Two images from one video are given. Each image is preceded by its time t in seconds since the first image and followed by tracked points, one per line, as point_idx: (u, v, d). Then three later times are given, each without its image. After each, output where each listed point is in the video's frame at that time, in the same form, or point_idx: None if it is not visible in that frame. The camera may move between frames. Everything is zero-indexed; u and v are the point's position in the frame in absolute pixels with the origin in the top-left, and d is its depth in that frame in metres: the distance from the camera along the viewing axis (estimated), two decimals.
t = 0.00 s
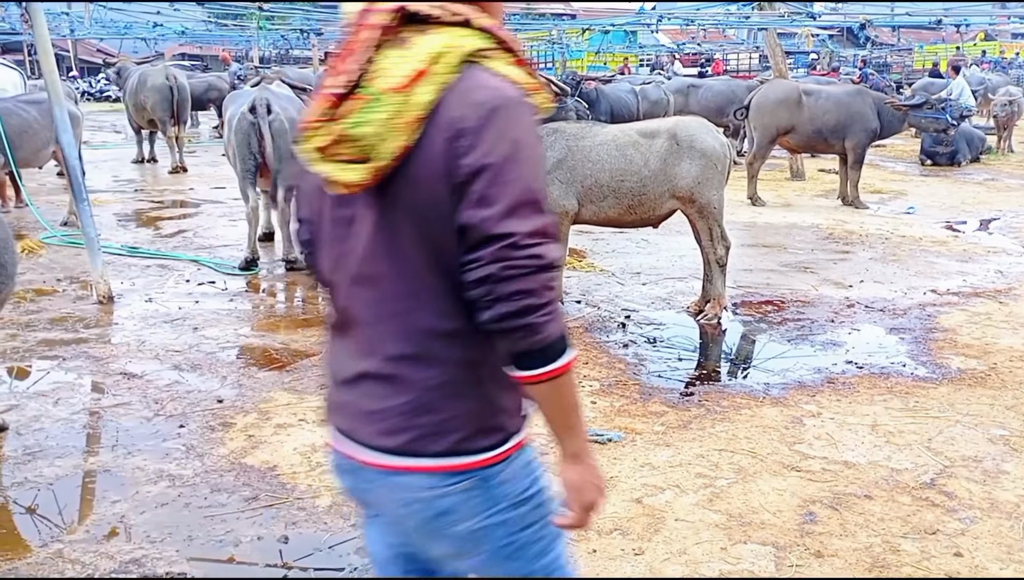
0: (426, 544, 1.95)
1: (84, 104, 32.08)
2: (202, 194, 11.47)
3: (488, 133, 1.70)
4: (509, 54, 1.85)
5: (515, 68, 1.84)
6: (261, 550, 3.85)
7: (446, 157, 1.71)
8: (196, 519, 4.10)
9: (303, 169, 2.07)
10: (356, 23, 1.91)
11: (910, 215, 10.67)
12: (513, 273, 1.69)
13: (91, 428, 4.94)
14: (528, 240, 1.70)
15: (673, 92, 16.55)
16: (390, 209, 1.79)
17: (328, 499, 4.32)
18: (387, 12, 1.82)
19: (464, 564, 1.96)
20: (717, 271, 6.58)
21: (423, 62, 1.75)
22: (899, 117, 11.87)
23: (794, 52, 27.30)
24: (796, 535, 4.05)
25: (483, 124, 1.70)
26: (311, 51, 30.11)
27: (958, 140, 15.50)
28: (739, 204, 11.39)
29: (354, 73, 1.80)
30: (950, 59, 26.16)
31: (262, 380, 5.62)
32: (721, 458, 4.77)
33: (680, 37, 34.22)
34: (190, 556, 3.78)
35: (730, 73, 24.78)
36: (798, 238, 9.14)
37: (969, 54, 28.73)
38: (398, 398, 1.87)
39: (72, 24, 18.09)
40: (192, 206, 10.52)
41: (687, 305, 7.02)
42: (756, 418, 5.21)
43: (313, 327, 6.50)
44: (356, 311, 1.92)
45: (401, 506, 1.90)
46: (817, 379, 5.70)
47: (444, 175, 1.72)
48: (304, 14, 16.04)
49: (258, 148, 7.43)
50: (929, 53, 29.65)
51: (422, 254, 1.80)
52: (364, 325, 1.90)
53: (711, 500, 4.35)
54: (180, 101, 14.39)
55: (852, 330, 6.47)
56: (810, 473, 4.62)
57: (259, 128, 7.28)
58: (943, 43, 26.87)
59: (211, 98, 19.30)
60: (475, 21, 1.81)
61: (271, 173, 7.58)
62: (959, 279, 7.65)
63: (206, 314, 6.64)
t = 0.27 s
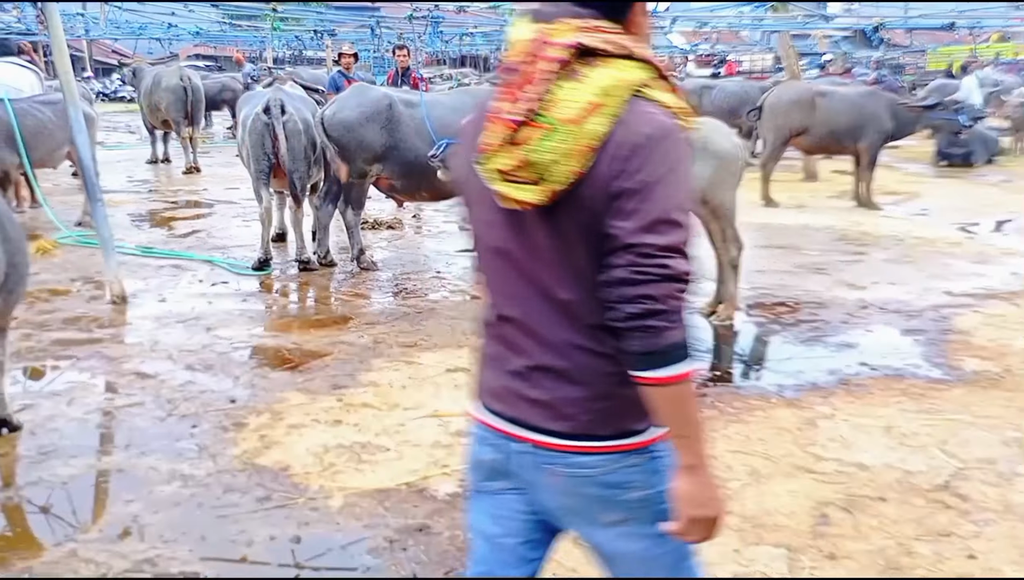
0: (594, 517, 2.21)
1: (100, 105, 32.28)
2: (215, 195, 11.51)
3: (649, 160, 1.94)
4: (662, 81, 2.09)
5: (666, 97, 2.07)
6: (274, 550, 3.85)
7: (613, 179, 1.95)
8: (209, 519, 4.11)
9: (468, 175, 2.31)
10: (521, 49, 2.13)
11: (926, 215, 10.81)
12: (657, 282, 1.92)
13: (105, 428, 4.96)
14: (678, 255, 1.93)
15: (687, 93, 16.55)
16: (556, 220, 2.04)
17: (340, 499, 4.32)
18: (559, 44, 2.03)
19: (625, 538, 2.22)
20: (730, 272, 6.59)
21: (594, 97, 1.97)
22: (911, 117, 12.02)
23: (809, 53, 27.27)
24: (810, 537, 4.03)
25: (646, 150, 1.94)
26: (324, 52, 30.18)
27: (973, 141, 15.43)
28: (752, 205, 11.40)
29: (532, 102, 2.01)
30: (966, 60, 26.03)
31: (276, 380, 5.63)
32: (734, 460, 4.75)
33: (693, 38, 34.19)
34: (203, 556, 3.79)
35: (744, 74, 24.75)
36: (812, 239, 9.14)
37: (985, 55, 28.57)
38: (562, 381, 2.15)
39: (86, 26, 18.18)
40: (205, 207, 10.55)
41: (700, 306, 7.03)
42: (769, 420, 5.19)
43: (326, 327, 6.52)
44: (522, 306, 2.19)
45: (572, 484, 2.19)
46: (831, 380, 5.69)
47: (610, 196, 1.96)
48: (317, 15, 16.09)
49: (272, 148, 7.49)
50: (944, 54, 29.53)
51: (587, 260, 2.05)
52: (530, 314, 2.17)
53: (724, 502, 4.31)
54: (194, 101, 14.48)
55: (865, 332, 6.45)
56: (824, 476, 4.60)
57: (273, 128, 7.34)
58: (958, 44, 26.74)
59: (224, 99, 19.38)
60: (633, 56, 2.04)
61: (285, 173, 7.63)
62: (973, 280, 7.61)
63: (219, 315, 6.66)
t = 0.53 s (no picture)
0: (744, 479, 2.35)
1: (116, 107, 32.53)
2: (228, 195, 11.57)
3: (823, 161, 2.04)
4: (830, 79, 2.16)
5: (837, 98, 2.15)
6: (285, 550, 3.86)
7: (784, 176, 2.05)
8: (221, 518, 4.12)
9: (631, 164, 2.43)
10: (694, 53, 2.23)
11: (940, 216, 10.69)
12: (829, 274, 2.04)
13: (118, 427, 4.99)
14: (847, 248, 2.05)
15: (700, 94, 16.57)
16: (726, 213, 2.15)
17: (352, 499, 4.33)
18: (732, 50, 2.14)
19: (769, 497, 2.36)
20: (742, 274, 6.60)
21: (769, 100, 2.06)
22: (925, 118, 12.03)
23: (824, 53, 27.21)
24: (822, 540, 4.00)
25: (819, 150, 2.04)
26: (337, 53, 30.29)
27: (988, 142, 15.35)
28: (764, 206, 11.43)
29: (706, 105, 2.11)
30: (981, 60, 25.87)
31: (287, 380, 5.65)
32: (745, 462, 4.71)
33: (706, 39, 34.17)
34: (215, 555, 3.80)
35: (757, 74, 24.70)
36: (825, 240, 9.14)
37: (1001, 55, 28.40)
38: (724, 362, 2.28)
39: (102, 27, 18.29)
40: (218, 207, 10.59)
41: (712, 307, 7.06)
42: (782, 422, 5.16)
43: (337, 328, 6.54)
44: (685, 289, 2.30)
45: (731, 446, 2.32)
46: (843, 382, 5.66)
47: (780, 193, 2.06)
48: (331, 17, 16.15)
49: (284, 150, 7.51)
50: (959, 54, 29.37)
51: (754, 250, 2.16)
52: (697, 299, 2.29)
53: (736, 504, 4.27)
54: (207, 103, 14.56)
55: (878, 333, 6.43)
56: (836, 478, 4.57)
57: (285, 130, 7.39)
58: (973, 44, 26.59)
59: (238, 100, 19.46)
60: (805, 56, 2.12)
61: (297, 175, 7.66)
62: (988, 282, 7.57)
63: (232, 315, 6.69)
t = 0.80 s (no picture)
0: (805, 443, 2.33)
1: (128, 107, 32.69)
2: (240, 196, 11.62)
3: (953, 142, 2.10)
4: (941, 68, 2.23)
5: (952, 84, 2.22)
6: (298, 549, 3.87)
7: (913, 158, 2.11)
8: (234, 517, 4.13)
9: (748, 154, 2.46)
10: (810, 46, 2.26)
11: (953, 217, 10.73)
12: (971, 248, 2.12)
13: (131, 426, 5.01)
14: (983, 224, 2.12)
15: (711, 95, 16.62)
16: (854, 196, 2.19)
17: (364, 499, 4.34)
18: (856, 40, 2.17)
19: (821, 472, 2.31)
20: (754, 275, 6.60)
21: (895, 85, 2.11)
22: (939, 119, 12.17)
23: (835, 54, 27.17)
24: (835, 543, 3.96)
25: (949, 132, 2.10)
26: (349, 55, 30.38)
27: (1001, 144, 15.32)
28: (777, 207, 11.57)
29: (834, 93, 2.15)
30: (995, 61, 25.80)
31: (299, 380, 5.66)
32: (758, 463, 4.68)
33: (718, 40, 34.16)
34: (228, 554, 3.81)
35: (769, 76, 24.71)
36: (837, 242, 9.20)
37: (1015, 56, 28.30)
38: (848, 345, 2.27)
39: (115, 28, 18.39)
40: (230, 208, 10.62)
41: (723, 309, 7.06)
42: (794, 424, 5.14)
43: (349, 328, 6.55)
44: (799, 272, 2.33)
45: (798, 409, 2.32)
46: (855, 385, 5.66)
47: (908, 175, 2.12)
48: (343, 18, 16.19)
49: (296, 151, 7.55)
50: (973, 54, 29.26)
51: (885, 231, 2.20)
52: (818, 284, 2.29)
53: (748, 506, 4.24)
54: (219, 104, 14.62)
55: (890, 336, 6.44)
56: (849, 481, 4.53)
57: (297, 130, 7.43)
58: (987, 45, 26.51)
59: (249, 101, 19.53)
60: (924, 45, 2.17)
61: (309, 176, 7.69)
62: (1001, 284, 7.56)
63: (245, 315, 6.72)
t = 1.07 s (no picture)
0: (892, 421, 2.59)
1: (140, 109, 32.84)
2: (251, 196, 11.66)
3: None
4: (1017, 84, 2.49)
5: None
6: (309, 549, 3.88)
7: (1002, 168, 2.38)
8: (245, 517, 4.13)
9: (850, 169, 2.63)
10: (903, 71, 2.48)
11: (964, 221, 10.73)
12: None
13: (144, 425, 5.02)
14: None
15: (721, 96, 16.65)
16: (949, 204, 2.44)
17: (375, 499, 4.34)
18: (944, 64, 2.40)
19: (902, 450, 2.57)
20: (765, 276, 6.58)
21: (984, 102, 2.36)
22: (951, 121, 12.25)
23: (845, 55, 27.14)
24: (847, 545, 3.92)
25: None
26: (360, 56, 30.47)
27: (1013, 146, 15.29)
28: (789, 209, 11.66)
29: (927, 111, 2.38)
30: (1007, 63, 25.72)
31: (311, 380, 5.68)
32: (769, 465, 4.66)
33: (728, 42, 34.14)
34: (240, 553, 3.82)
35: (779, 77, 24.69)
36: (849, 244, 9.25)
37: None
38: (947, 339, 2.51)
39: (128, 30, 18.45)
40: (241, 209, 10.65)
41: (734, 310, 7.05)
42: (806, 425, 5.13)
43: (360, 329, 6.56)
44: (898, 276, 2.56)
45: (888, 390, 2.57)
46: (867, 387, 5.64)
47: (997, 182, 2.39)
48: (354, 20, 16.24)
49: (307, 151, 7.57)
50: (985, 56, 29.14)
51: (979, 234, 2.45)
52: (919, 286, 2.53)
53: (760, 508, 4.23)
54: (230, 105, 14.67)
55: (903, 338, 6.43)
56: (861, 483, 4.50)
57: (308, 131, 7.44)
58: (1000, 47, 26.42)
59: (260, 103, 19.60)
60: (1005, 65, 2.42)
61: (320, 176, 7.71)
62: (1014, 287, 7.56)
63: (256, 315, 6.74)
